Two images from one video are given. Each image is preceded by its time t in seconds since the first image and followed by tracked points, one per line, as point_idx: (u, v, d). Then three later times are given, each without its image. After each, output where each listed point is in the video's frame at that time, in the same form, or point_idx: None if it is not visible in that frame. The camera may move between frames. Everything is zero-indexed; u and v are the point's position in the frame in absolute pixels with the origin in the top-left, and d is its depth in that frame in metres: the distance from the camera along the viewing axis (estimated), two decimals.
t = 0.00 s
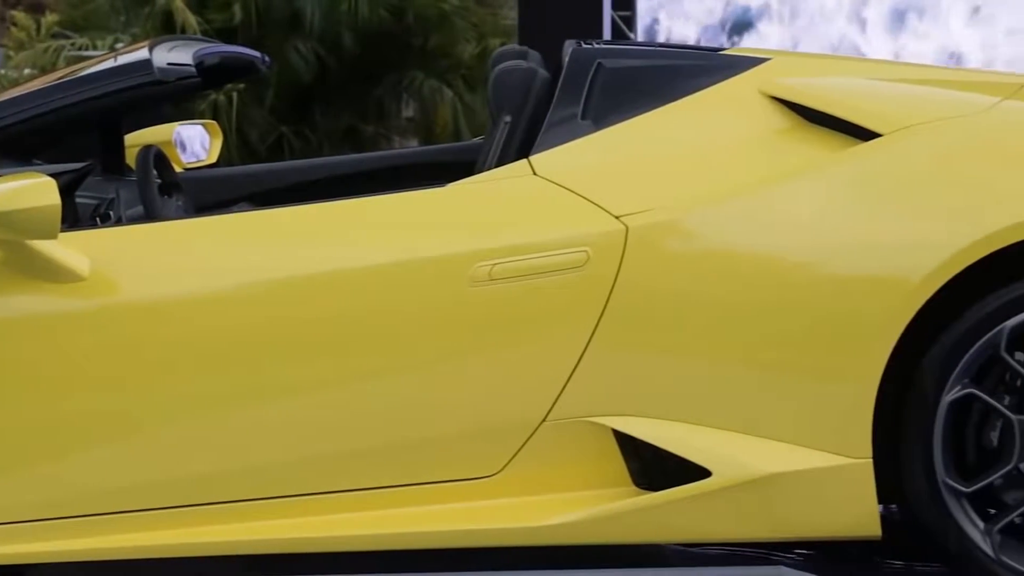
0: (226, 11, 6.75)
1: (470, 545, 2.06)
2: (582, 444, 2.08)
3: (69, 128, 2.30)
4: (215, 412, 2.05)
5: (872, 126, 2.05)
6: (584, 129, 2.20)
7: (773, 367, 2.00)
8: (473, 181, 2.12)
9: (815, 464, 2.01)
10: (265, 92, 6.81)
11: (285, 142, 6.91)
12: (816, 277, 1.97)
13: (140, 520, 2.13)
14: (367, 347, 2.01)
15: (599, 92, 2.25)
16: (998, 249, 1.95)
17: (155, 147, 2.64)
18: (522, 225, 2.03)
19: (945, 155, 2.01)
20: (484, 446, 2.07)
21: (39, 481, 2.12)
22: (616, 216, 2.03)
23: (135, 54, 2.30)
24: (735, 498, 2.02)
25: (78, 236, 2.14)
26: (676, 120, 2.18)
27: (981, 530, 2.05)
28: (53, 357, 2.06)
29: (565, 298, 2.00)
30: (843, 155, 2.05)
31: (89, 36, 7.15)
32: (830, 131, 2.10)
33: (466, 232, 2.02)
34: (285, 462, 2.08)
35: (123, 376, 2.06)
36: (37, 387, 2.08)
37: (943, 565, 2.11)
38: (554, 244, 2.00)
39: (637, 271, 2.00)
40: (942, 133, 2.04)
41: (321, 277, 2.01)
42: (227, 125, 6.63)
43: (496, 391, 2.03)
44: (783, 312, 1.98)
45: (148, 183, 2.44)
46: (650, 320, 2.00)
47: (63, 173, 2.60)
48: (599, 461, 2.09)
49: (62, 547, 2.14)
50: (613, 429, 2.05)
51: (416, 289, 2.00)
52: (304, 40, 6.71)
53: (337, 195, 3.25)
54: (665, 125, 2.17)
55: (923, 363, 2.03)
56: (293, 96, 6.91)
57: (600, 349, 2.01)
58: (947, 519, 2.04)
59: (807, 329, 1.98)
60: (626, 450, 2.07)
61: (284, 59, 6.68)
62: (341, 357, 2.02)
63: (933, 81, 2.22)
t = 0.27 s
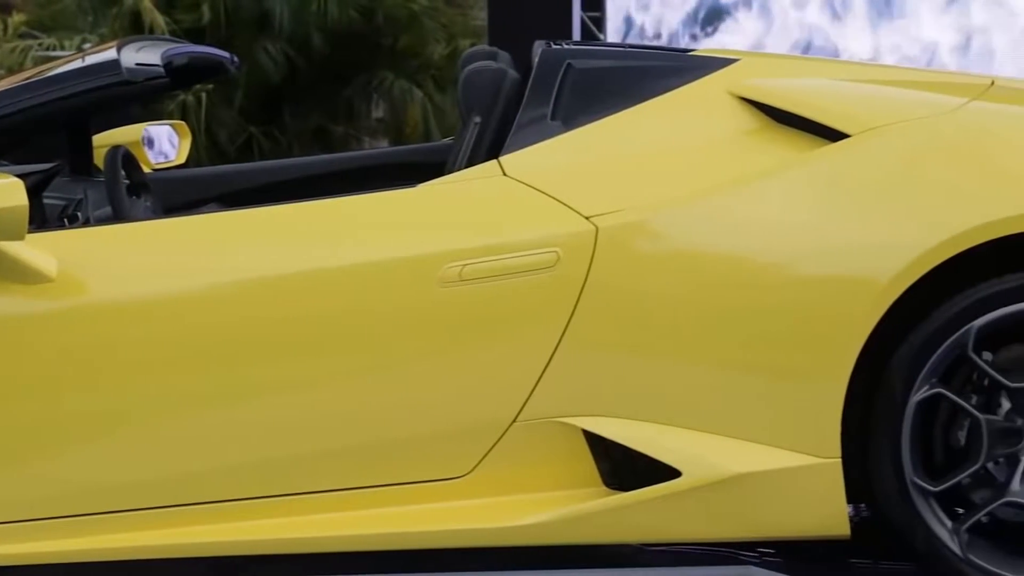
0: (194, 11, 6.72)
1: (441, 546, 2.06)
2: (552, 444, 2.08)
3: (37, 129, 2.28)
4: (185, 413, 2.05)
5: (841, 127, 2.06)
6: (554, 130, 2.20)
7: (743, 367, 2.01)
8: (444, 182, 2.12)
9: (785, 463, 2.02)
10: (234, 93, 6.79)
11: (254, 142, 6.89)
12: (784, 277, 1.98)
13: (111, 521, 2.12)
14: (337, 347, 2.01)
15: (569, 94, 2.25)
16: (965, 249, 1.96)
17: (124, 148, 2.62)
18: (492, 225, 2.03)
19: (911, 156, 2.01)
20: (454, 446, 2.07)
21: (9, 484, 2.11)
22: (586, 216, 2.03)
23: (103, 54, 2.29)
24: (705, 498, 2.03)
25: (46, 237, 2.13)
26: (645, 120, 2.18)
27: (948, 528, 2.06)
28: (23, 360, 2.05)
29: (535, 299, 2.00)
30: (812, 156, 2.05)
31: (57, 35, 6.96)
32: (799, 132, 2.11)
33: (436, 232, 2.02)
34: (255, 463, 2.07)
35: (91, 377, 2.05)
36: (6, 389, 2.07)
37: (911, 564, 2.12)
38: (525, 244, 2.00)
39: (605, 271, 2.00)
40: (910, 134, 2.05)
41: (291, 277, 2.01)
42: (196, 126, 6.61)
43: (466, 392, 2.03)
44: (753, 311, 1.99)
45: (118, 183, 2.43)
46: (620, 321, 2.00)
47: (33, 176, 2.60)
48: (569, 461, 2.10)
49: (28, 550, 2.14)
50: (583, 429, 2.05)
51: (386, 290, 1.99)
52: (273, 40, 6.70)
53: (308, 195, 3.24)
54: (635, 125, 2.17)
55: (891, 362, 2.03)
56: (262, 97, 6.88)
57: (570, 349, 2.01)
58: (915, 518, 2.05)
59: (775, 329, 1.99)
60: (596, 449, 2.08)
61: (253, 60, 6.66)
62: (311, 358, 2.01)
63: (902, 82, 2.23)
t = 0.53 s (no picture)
0: (159, 12, 6.69)
1: (408, 547, 2.06)
2: (519, 445, 2.08)
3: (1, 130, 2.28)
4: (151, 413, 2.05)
5: (806, 128, 2.07)
6: (520, 131, 2.20)
7: (709, 368, 2.01)
8: (411, 183, 2.11)
9: (751, 463, 2.03)
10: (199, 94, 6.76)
11: (220, 142, 6.87)
12: (750, 277, 1.99)
13: (75, 524, 2.13)
14: (304, 349, 2.00)
15: (535, 95, 2.25)
16: (929, 250, 1.97)
17: (91, 147, 2.64)
18: (459, 226, 2.03)
19: (876, 157, 2.02)
20: (421, 447, 2.07)
21: None
22: (553, 217, 2.03)
23: (67, 54, 2.28)
24: (672, 498, 2.03)
25: (11, 239, 2.12)
26: (612, 121, 2.18)
27: (913, 527, 2.07)
28: None
29: (501, 300, 2.00)
30: (778, 156, 2.06)
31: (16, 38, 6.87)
32: (764, 132, 2.11)
33: (403, 233, 2.02)
34: (221, 464, 2.07)
35: (57, 378, 2.05)
36: None
37: (877, 562, 2.14)
38: (491, 245, 2.00)
39: (572, 272, 2.00)
40: (875, 135, 2.05)
41: (257, 278, 2.00)
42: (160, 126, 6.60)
43: (433, 393, 2.03)
44: (719, 312, 1.99)
45: (82, 184, 2.42)
46: (587, 321, 2.01)
47: None
48: (536, 462, 2.10)
49: None
50: (550, 430, 2.06)
51: (353, 290, 1.99)
52: (239, 41, 6.61)
53: (270, 197, 3.23)
54: (601, 126, 2.18)
55: (857, 363, 2.04)
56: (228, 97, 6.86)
57: (537, 350, 2.01)
58: (880, 517, 2.06)
59: (741, 329, 1.99)
60: (562, 450, 2.08)
61: (219, 61, 6.60)
62: (278, 359, 2.01)
63: (867, 83, 2.24)
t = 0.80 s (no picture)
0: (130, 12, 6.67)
1: (382, 548, 2.06)
2: (492, 445, 2.08)
3: None
4: (123, 414, 2.04)
5: (778, 128, 2.07)
6: (493, 132, 2.20)
7: (682, 368, 2.01)
8: (384, 183, 2.11)
9: (723, 464, 2.03)
10: (171, 94, 6.74)
11: (192, 143, 6.84)
12: (723, 278, 1.99)
13: (49, 526, 2.13)
14: (276, 350, 2.00)
15: (508, 95, 2.25)
16: (900, 250, 1.97)
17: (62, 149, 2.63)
18: (432, 227, 2.02)
19: (848, 157, 2.03)
20: (394, 449, 2.06)
21: None
22: (526, 217, 2.03)
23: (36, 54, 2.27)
24: (645, 498, 2.03)
25: None
26: (585, 122, 2.18)
27: (885, 527, 2.08)
28: None
29: (474, 300, 1.99)
30: (750, 156, 2.07)
31: None
32: (737, 133, 2.12)
33: (376, 233, 2.01)
34: (194, 465, 2.07)
35: (30, 378, 2.05)
36: None
37: (848, 563, 2.14)
38: (464, 245, 2.00)
39: (545, 273, 2.00)
40: (847, 135, 2.06)
41: (230, 279, 2.00)
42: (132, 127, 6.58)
43: (406, 394, 2.02)
44: (691, 312, 1.99)
45: (52, 186, 2.41)
46: (560, 321, 2.01)
47: None
48: (508, 461, 2.09)
49: None
50: (522, 430, 2.05)
51: (325, 291, 1.99)
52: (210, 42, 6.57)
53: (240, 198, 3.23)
54: (574, 126, 2.18)
55: (829, 363, 2.05)
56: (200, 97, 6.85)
57: (510, 351, 2.01)
58: (851, 517, 2.07)
59: (714, 329, 2.00)
60: (535, 450, 2.08)
61: (190, 62, 6.58)
62: (250, 360, 2.01)
63: (839, 83, 2.25)
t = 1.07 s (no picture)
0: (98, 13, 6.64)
1: (351, 549, 2.05)
2: (461, 446, 2.08)
3: None
4: (91, 416, 2.04)
5: (747, 129, 2.08)
6: (462, 133, 2.20)
7: (651, 369, 2.02)
8: (354, 183, 2.10)
9: (692, 464, 2.03)
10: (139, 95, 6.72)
11: (160, 144, 6.78)
12: (692, 278, 1.99)
13: (15, 529, 2.12)
14: (245, 351, 2.00)
15: (477, 96, 2.25)
16: (868, 250, 1.98)
17: (27, 150, 2.61)
18: (403, 227, 2.02)
19: (817, 158, 2.04)
20: (364, 450, 2.06)
21: None
22: (496, 218, 2.03)
23: None
24: (614, 499, 2.04)
25: None
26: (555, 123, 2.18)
27: (853, 527, 2.08)
28: None
29: (444, 301, 2.00)
30: (719, 157, 2.07)
31: None
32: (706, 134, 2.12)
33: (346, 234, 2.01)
34: (163, 467, 2.07)
35: None
36: None
37: (817, 562, 2.15)
38: (434, 246, 1.99)
39: (514, 274, 2.00)
40: (815, 136, 2.07)
41: (199, 280, 2.00)
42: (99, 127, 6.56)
43: (375, 395, 2.02)
44: (661, 313, 2.00)
45: (20, 187, 2.40)
46: (530, 322, 2.01)
47: None
48: (478, 463, 2.09)
49: None
50: (492, 431, 2.05)
51: (295, 292, 1.98)
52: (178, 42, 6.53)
53: (208, 199, 3.22)
54: (544, 127, 2.18)
55: (797, 363, 2.05)
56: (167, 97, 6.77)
57: (479, 351, 2.01)
58: (820, 516, 2.08)
59: (683, 330, 2.00)
60: (504, 451, 2.08)
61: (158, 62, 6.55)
62: (220, 361, 2.00)
63: (808, 85, 2.25)
